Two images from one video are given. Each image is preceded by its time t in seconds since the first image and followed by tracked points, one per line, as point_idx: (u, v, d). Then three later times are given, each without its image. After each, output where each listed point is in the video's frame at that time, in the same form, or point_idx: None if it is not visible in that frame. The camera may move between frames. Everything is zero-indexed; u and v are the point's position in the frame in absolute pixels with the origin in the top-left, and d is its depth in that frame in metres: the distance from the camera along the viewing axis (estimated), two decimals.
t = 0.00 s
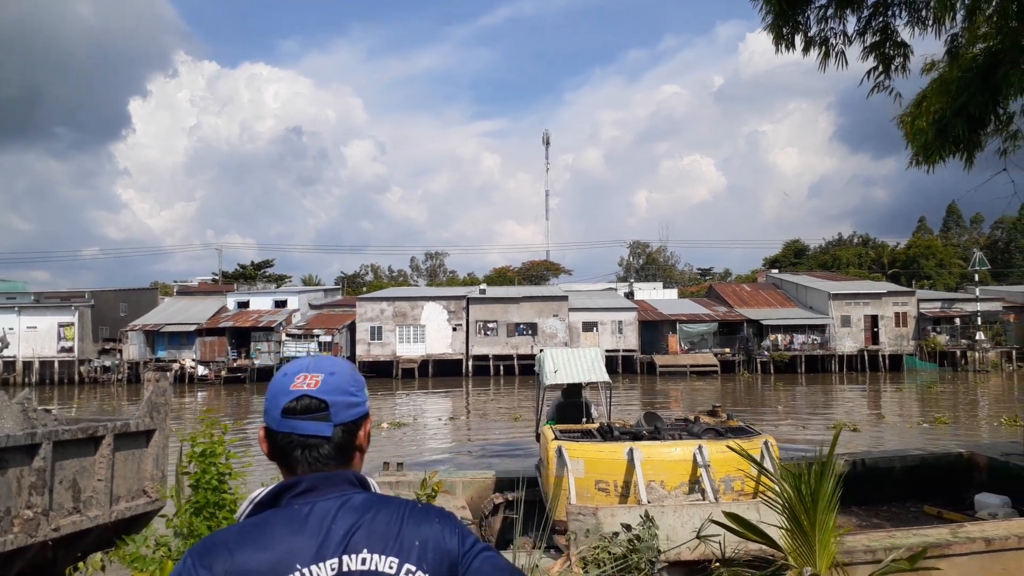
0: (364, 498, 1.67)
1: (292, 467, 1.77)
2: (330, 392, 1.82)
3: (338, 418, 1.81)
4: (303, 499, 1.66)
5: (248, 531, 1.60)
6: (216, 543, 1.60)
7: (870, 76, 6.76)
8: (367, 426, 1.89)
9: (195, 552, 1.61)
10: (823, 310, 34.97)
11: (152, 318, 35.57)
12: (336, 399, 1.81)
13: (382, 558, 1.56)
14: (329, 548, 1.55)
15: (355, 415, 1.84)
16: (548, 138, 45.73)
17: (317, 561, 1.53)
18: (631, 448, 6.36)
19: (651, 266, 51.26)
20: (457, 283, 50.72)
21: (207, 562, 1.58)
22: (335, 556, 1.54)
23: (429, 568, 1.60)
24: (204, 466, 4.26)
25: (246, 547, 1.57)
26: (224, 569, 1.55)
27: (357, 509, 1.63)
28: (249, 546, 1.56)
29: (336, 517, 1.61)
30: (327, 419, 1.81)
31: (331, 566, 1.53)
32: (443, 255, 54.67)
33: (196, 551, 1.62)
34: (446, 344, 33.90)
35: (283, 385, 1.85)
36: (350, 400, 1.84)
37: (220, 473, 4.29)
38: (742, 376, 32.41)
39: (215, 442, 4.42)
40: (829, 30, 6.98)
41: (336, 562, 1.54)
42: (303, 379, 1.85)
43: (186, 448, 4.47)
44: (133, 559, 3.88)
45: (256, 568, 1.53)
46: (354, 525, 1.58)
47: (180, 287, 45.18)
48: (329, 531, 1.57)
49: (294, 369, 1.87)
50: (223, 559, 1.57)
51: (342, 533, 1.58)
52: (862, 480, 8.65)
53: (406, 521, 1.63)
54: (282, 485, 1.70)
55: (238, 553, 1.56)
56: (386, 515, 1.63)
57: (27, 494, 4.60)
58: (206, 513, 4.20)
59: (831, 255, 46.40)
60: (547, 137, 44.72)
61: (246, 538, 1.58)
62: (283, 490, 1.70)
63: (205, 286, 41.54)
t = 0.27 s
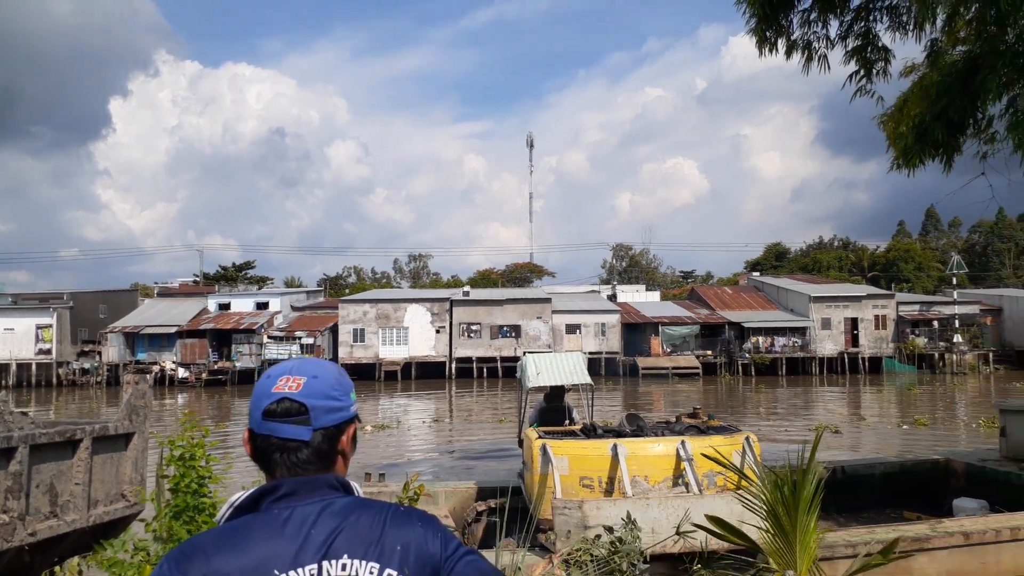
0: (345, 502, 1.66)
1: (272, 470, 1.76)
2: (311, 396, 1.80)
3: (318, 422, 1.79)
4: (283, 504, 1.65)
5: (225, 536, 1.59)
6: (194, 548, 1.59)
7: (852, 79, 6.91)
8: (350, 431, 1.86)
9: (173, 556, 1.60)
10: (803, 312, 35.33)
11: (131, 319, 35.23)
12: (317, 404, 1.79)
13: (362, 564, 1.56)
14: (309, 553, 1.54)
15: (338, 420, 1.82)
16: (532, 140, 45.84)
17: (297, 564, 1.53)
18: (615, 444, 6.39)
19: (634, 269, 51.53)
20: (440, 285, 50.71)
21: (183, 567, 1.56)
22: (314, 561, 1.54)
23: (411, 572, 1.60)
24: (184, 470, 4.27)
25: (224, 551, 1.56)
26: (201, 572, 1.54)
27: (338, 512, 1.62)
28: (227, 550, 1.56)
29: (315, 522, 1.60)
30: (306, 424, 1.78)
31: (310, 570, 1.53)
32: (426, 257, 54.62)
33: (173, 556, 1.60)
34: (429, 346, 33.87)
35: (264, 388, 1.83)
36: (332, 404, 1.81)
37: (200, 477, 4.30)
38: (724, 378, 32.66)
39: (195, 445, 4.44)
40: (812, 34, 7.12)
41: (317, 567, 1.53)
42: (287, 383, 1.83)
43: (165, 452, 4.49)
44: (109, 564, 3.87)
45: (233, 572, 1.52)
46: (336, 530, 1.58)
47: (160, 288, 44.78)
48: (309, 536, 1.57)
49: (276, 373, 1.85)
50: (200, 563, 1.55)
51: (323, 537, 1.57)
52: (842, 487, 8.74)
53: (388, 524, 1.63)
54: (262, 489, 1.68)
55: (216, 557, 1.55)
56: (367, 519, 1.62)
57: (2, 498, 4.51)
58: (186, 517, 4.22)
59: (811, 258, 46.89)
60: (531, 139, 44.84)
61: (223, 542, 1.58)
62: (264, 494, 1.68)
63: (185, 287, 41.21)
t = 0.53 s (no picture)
0: (327, 505, 1.61)
1: (254, 474, 1.71)
2: (293, 398, 1.73)
3: (298, 426, 1.73)
4: (265, 506, 1.61)
5: (206, 540, 1.55)
6: (173, 550, 1.55)
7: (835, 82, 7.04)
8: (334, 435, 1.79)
9: (152, 560, 1.56)
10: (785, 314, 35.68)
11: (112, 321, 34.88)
12: (298, 406, 1.72)
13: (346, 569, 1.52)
14: (290, 555, 1.51)
15: (321, 422, 1.75)
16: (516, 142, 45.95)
17: (277, 568, 1.50)
18: (602, 438, 6.43)
19: (617, 270, 51.78)
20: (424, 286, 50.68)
21: (162, 570, 1.53)
22: (297, 565, 1.50)
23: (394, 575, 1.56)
24: (165, 473, 4.19)
25: (204, 554, 1.52)
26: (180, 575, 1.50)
27: (321, 515, 1.58)
28: (207, 553, 1.52)
29: (298, 525, 1.56)
30: (287, 427, 1.72)
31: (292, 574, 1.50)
32: (411, 258, 54.57)
33: (152, 560, 1.56)
34: (413, 348, 33.85)
35: (244, 391, 1.77)
36: (315, 407, 1.75)
37: (183, 479, 4.23)
38: (707, 379, 32.91)
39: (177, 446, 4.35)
40: (795, 36, 7.24)
41: (298, 571, 1.50)
42: (268, 385, 1.77)
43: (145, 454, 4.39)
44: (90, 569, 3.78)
45: None
46: (319, 534, 1.54)
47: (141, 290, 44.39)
48: (290, 538, 1.53)
49: (258, 376, 1.79)
50: (179, 567, 1.52)
51: (305, 542, 1.53)
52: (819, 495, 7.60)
53: (372, 525, 1.59)
54: (243, 492, 1.64)
55: (196, 560, 1.51)
56: (351, 523, 1.58)
57: None
58: (167, 520, 4.15)
59: (793, 260, 47.38)
60: (515, 141, 44.97)
61: (203, 545, 1.54)
62: (245, 497, 1.64)
63: (167, 288, 40.87)
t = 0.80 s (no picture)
0: (318, 503, 1.60)
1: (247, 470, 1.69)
2: (287, 398, 1.72)
3: (290, 424, 1.71)
4: (257, 505, 1.59)
5: (198, 538, 1.54)
6: (163, 547, 1.54)
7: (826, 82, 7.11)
8: (327, 437, 1.76)
9: (141, 558, 1.55)
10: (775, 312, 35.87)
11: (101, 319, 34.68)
12: (291, 405, 1.71)
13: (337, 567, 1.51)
14: (281, 554, 1.50)
15: (314, 422, 1.73)
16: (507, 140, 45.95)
17: (268, 568, 1.48)
18: (597, 430, 6.46)
19: (608, 269, 51.89)
20: (415, 285, 50.65)
21: (152, 567, 1.51)
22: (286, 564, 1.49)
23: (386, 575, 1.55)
24: (150, 476, 4.06)
25: (194, 552, 1.51)
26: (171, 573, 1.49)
27: (313, 515, 1.57)
28: (198, 552, 1.51)
29: (289, 523, 1.54)
30: (279, 425, 1.71)
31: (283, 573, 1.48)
32: (401, 257, 54.49)
33: (144, 558, 1.54)
34: (404, 346, 33.81)
35: (237, 388, 1.76)
36: (309, 407, 1.73)
37: (172, 480, 4.12)
38: (697, 377, 33.04)
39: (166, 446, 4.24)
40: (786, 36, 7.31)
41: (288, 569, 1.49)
42: (261, 384, 1.75)
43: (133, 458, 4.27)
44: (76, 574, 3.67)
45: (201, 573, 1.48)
46: (311, 531, 1.53)
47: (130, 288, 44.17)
48: (282, 536, 1.52)
49: (252, 373, 1.77)
50: (169, 565, 1.50)
51: (296, 542, 1.52)
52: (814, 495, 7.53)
53: (365, 524, 1.57)
54: (236, 490, 1.62)
55: (186, 558, 1.50)
56: (343, 521, 1.57)
57: None
58: (159, 520, 4.03)
59: (783, 259, 47.63)
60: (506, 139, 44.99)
61: (193, 542, 1.53)
62: (238, 494, 1.62)
63: (156, 286, 40.67)
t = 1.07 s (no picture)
0: (319, 505, 1.61)
1: (248, 472, 1.70)
2: (290, 399, 1.74)
3: (294, 425, 1.73)
4: (257, 506, 1.60)
5: (198, 538, 1.54)
6: (163, 548, 1.54)
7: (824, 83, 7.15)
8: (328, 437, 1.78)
9: (141, 559, 1.56)
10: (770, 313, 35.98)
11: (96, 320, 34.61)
12: (295, 406, 1.73)
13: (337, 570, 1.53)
14: (282, 556, 1.51)
15: (316, 422, 1.76)
16: (503, 141, 46.00)
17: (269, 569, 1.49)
18: (596, 425, 6.47)
19: (604, 270, 51.97)
20: (412, 285, 50.65)
21: (152, 568, 1.52)
22: (287, 565, 1.50)
23: None
24: (146, 477, 4.04)
25: (195, 553, 1.52)
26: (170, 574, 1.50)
27: (313, 517, 1.58)
28: (198, 553, 1.51)
29: (290, 525, 1.56)
30: (283, 425, 1.73)
31: None
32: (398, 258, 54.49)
33: (143, 559, 1.55)
34: (400, 347, 33.82)
35: (241, 387, 1.77)
36: (311, 408, 1.75)
37: (167, 481, 4.10)
38: (693, 378, 33.11)
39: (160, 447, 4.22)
40: (784, 36, 7.35)
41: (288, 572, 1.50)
42: (264, 384, 1.77)
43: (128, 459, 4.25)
44: None
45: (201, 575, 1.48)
46: (311, 534, 1.54)
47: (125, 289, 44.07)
48: (283, 538, 1.53)
49: (254, 372, 1.79)
50: (169, 565, 1.51)
51: (296, 544, 1.53)
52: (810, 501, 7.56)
53: (365, 527, 1.59)
54: (236, 492, 1.63)
55: (186, 559, 1.51)
56: (343, 525, 1.59)
57: None
58: (154, 522, 4.02)
59: (778, 260, 47.77)
60: (502, 141, 45.07)
61: (193, 543, 1.54)
62: (238, 497, 1.63)
63: (151, 287, 40.59)
